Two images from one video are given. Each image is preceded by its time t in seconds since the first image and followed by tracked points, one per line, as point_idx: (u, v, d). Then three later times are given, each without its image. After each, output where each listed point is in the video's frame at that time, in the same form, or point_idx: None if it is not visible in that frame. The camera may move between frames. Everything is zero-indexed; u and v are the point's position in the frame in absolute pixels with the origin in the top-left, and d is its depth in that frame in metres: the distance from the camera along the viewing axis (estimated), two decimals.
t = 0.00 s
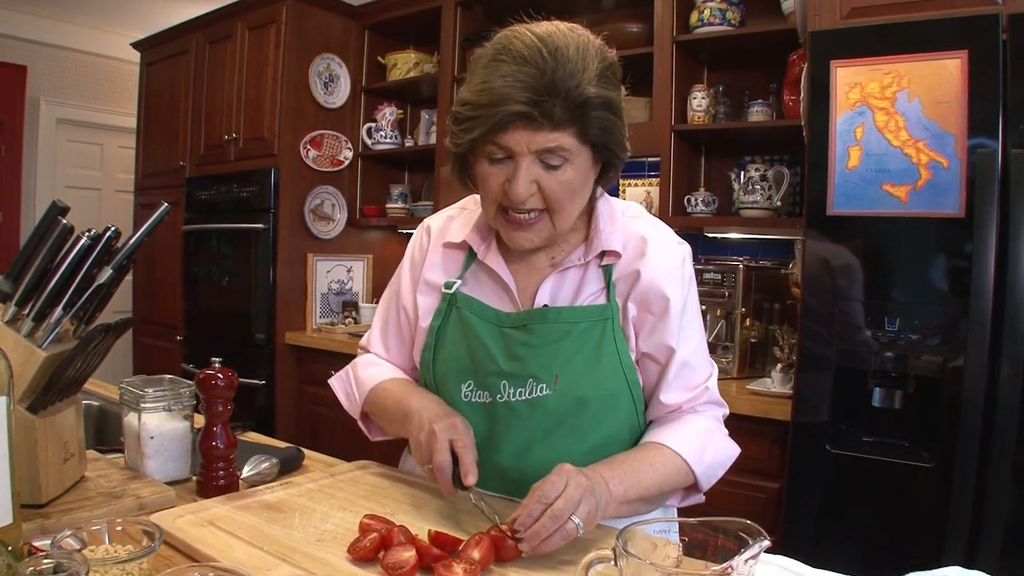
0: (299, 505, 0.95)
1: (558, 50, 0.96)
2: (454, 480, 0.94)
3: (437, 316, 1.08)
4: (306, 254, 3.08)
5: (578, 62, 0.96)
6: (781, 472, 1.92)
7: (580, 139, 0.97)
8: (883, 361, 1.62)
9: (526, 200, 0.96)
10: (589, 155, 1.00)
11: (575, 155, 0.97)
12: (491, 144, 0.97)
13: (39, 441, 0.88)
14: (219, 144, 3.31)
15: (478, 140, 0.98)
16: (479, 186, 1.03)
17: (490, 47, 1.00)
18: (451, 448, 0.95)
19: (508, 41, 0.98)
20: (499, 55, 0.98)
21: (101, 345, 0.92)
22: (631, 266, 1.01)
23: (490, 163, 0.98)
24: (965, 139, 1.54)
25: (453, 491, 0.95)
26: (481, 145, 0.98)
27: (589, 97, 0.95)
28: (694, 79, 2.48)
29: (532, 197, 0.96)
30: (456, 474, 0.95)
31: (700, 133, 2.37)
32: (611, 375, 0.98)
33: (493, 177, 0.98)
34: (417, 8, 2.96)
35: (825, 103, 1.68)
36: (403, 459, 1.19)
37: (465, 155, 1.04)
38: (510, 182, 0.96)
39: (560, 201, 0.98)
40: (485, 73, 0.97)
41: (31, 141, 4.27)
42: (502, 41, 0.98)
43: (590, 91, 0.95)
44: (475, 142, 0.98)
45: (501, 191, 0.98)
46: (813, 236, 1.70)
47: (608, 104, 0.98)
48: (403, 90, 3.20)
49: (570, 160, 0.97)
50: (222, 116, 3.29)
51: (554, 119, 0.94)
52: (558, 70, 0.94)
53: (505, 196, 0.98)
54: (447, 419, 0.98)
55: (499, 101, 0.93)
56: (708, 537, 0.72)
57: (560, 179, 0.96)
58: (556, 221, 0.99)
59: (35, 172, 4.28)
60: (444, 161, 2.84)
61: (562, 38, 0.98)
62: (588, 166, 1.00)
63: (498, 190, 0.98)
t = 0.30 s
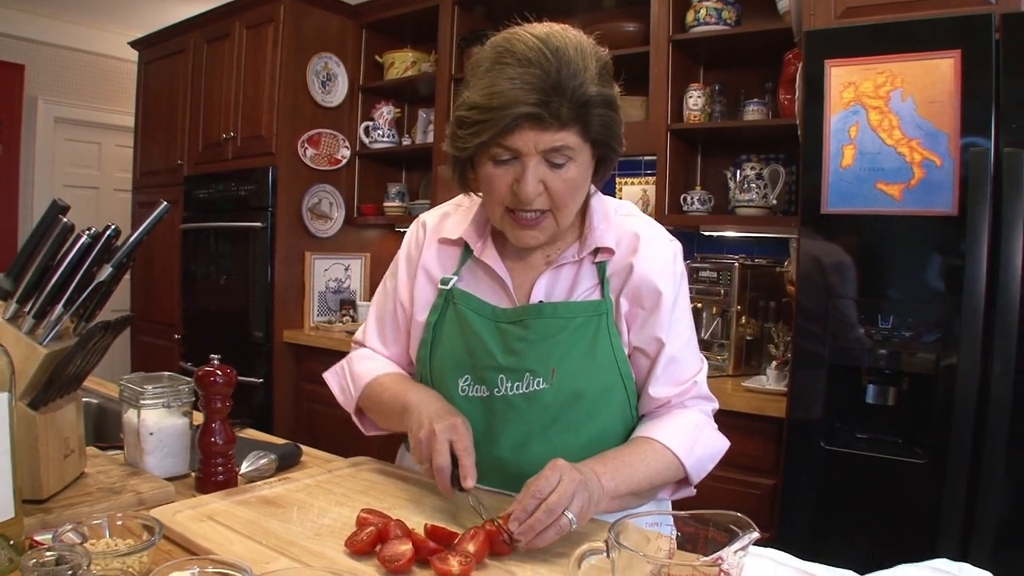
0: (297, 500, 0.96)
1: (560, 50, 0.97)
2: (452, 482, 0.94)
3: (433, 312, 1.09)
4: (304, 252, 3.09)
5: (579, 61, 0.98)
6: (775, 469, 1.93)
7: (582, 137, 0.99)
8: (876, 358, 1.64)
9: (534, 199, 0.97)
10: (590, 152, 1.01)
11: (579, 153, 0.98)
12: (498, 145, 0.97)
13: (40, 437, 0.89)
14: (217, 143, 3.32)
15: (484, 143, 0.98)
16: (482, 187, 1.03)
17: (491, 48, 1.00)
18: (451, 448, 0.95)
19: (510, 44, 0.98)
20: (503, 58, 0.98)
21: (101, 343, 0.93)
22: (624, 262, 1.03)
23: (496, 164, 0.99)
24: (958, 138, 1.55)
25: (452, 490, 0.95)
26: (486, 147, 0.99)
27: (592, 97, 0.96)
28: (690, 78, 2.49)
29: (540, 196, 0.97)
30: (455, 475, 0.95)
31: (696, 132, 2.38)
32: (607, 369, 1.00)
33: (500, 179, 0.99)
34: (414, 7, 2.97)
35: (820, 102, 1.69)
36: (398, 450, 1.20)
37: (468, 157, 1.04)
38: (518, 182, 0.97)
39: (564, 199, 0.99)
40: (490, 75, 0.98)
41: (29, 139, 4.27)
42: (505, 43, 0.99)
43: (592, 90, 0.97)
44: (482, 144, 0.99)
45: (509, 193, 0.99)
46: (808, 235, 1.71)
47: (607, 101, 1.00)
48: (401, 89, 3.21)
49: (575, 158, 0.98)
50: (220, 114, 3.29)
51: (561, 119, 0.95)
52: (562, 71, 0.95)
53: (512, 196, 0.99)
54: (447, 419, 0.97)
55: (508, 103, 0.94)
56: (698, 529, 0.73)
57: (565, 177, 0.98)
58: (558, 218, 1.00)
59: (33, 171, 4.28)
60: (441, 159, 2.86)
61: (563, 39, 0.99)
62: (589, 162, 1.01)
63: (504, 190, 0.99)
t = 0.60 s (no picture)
0: (288, 496, 0.97)
1: (544, 49, 0.99)
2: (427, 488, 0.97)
3: (422, 309, 1.10)
4: (296, 251, 3.09)
5: (562, 61, 0.99)
6: (764, 466, 1.95)
7: (561, 136, 1.00)
8: (863, 356, 1.66)
9: (509, 193, 0.98)
10: (571, 151, 1.02)
11: (557, 151, 0.99)
12: (476, 139, 0.99)
13: (32, 434, 0.90)
14: (209, 141, 3.31)
15: (464, 135, 1.00)
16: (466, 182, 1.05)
17: (478, 47, 1.02)
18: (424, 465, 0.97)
19: (495, 41, 1.00)
20: (486, 54, 1.00)
21: (93, 340, 0.94)
22: (612, 260, 1.04)
23: (476, 158, 1.01)
24: (944, 137, 1.57)
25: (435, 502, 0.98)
26: (467, 142, 1.01)
27: (572, 95, 0.97)
28: (681, 77, 2.51)
29: (516, 190, 0.98)
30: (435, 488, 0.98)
31: (686, 131, 2.40)
32: (594, 364, 1.01)
33: (480, 172, 1.00)
34: (406, 6, 2.97)
35: (808, 101, 1.71)
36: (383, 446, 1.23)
37: (452, 152, 1.06)
38: (495, 175, 0.98)
39: (542, 195, 1.00)
40: (472, 70, 1.00)
41: (20, 137, 4.25)
42: (490, 40, 1.01)
43: (573, 89, 0.98)
44: (462, 138, 1.01)
45: (488, 186, 1.00)
46: (795, 233, 1.72)
47: (589, 102, 1.00)
48: (392, 88, 3.21)
49: (553, 157, 0.99)
50: (212, 113, 3.29)
51: (539, 115, 0.96)
52: (543, 68, 0.97)
53: (490, 190, 1.00)
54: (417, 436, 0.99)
55: (486, 96, 0.96)
56: (683, 523, 0.74)
57: (542, 174, 0.99)
58: (534, 216, 1.01)
59: (24, 169, 4.26)
60: (433, 158, 2.87)
61: (546, 38, 1.00)
62: (569, 162, 1.02)
63: (483, 184, 1.00)
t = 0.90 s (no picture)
0: (289, 488, 0.99)
1: (530, 46, 1.00)
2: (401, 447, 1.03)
3: (414, 306, 1.12)
4: (294, 247, 3.10)
5: (548, 56, 1.00)
6: (759, 460, 1.97)
7: (553, 130, 1.01)
8: (857, 350, 1.67)
9: (507, 190, 0.99)
10: (562, 145, 1.03)
11: (550, 146, 1.01)
12: (470, 140, 1.00)
13: (36, 427, 0.91)
14: (207, 138, 3.32)
15: (457, 137, 1.00)
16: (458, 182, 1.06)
17: (462, 47, 1.04)
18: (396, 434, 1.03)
19: (480, 40, 1.02)
20: (472, 54, 1.01)
21: (95, 335, 0.95)
22: (601, 256, 1.05)
23: (469, 158, 1.02)
24: (937, 134, 1.59)
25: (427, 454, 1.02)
26: (460, 142, 1.02)
27: (561, 89, 0.99)
28: (677, 74, 2.52)
29: (513, 187, 0.99)
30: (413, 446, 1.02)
31: (682, 128, 2.41)
32: (584, 358, 1.02)
33: (474, 172, 1.01)
34: (403, 3, 2.98)
35: (803, 98, 1.73)
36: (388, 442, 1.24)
37: (444, 154, 1.07)
38: (491, 174, 0.99)
39: (537, 190, 1.01)
40: (460, 70, 1.01)
41: (18, 134, 4.25)
42: (474, 40, 1.02)
43: (561, 83, 0.99)
44: (455, 139, 1.01)
45: (483, 185, 1.01)
46: (790, 229, 1.74)
47: (577, 94, 1.02)
48: (389, 85, 3.22)
49: (546, 151, 1.00)
50: (209, 110, 3.29)
51: (530, 111, 0.98)
52: (532, 64, 0.98)
53: (485, 189, 1.01)
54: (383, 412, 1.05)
55: (478, 96, 0.97)
56: (677, 514, 0.76)
57: (537, 169, 1.00)
58: (532, 211, 1.03)
59: (22, 167, 4.26)
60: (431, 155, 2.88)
61: (530, 35, 1.02)
62: (562, 156, 1.04)
63: (478, 184, 1.01)
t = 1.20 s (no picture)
0: (291, 486, 1.00)
1: (507, 42, 1.02)
2: (307, 452, 1.02)
3: (406, 312, 1.14)
4: (290, 247, 3.11)
5: (526, 50, 1.02)
6: (755, 453, 1.99)
7: (536, 124, 1.02)
8: (851, 344, 1.70)
9: (494, 188, 1.00)
10: (547, 138, 1.05)
11: (535, 140, 1.02)
12: (453, 139, 1.01)
13: (41, 428, 0.92)
14: (202, 139, 3.32)
15: (441, 136, 1.02)
16: (445, 184, 1.07)
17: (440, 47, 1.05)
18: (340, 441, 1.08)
19: (457, 39, 1.03)
20: (450, 54, 1.02)
21: (98, 337, 0.96)
22: (591, 255, 1.06)
23: (454, 158, 1.03)
24: (927, 128, 1.60)
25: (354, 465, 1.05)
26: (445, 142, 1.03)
27: (542, 82, 1.00)
28: (670, 71, 2.54)
29: (500, 185, 1.01)
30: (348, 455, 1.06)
31: (675, 124, 2.42)
32: (575, 360, 1.04)
33: (460, 172, 1.03)
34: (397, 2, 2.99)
35: (795, 94, 1.74)
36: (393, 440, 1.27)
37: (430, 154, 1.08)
38: (477, 173, 1.00)
39: (524, 187, 1.03)
40: (440, 69, 1.02)
41: (12, 137, 4.25)
42: (451, 39, 1.03)
43: (542, 75, 1.00)
44: (438, 139, 1.03)
45: (469, 184, 1.02)
46: (784, 224, 1.76)
47: (558, 86, 1.03)
48: (383, 84, 3.23)
49: (531, 146, 1.02)
50: (204, 110, 3.30)
51: (512, 106, 0.99)
52: (510, 58, 0.99)
53: (472, 189, 1.02)
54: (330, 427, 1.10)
55: (458, 93, 0.98)
56: (673, 506, 0.77)
57: (523, 165, 1.01)
58: (522, 207, 1.04)
59: (17, 169, 4.26)
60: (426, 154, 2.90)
61: (507, 31, 1.03)
62: (547, 150, 1.05)
63: (465, 184, 1.03)
